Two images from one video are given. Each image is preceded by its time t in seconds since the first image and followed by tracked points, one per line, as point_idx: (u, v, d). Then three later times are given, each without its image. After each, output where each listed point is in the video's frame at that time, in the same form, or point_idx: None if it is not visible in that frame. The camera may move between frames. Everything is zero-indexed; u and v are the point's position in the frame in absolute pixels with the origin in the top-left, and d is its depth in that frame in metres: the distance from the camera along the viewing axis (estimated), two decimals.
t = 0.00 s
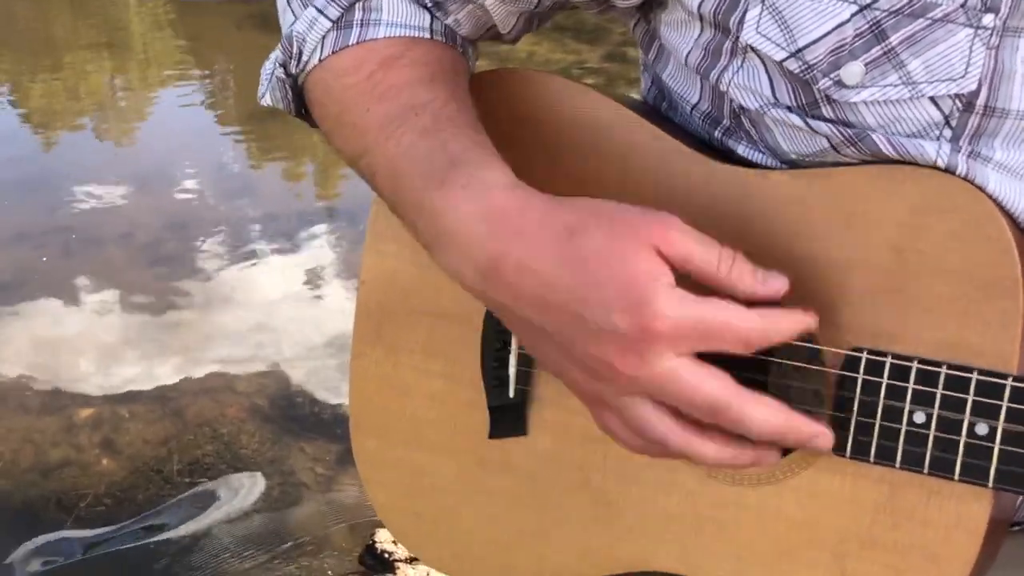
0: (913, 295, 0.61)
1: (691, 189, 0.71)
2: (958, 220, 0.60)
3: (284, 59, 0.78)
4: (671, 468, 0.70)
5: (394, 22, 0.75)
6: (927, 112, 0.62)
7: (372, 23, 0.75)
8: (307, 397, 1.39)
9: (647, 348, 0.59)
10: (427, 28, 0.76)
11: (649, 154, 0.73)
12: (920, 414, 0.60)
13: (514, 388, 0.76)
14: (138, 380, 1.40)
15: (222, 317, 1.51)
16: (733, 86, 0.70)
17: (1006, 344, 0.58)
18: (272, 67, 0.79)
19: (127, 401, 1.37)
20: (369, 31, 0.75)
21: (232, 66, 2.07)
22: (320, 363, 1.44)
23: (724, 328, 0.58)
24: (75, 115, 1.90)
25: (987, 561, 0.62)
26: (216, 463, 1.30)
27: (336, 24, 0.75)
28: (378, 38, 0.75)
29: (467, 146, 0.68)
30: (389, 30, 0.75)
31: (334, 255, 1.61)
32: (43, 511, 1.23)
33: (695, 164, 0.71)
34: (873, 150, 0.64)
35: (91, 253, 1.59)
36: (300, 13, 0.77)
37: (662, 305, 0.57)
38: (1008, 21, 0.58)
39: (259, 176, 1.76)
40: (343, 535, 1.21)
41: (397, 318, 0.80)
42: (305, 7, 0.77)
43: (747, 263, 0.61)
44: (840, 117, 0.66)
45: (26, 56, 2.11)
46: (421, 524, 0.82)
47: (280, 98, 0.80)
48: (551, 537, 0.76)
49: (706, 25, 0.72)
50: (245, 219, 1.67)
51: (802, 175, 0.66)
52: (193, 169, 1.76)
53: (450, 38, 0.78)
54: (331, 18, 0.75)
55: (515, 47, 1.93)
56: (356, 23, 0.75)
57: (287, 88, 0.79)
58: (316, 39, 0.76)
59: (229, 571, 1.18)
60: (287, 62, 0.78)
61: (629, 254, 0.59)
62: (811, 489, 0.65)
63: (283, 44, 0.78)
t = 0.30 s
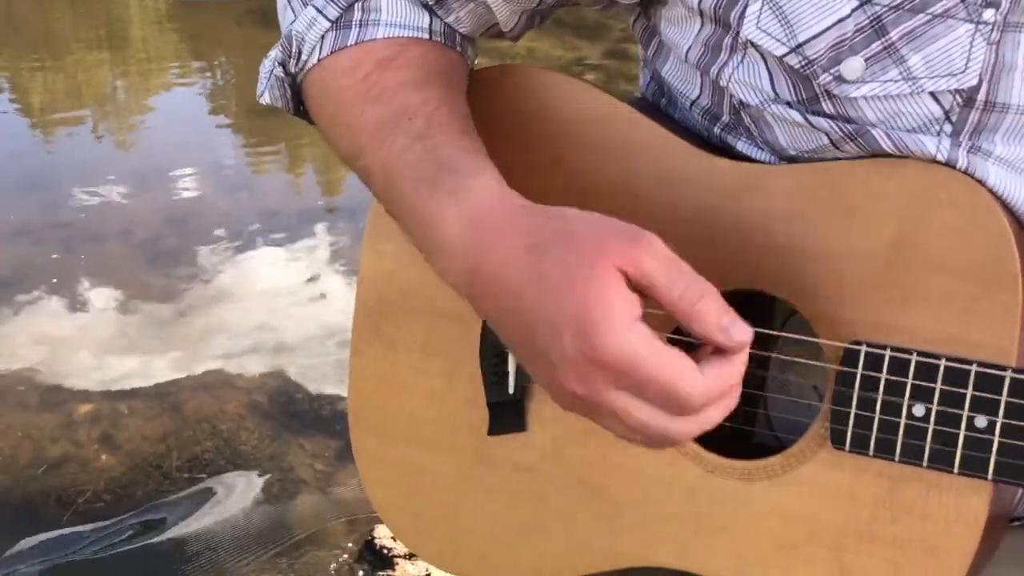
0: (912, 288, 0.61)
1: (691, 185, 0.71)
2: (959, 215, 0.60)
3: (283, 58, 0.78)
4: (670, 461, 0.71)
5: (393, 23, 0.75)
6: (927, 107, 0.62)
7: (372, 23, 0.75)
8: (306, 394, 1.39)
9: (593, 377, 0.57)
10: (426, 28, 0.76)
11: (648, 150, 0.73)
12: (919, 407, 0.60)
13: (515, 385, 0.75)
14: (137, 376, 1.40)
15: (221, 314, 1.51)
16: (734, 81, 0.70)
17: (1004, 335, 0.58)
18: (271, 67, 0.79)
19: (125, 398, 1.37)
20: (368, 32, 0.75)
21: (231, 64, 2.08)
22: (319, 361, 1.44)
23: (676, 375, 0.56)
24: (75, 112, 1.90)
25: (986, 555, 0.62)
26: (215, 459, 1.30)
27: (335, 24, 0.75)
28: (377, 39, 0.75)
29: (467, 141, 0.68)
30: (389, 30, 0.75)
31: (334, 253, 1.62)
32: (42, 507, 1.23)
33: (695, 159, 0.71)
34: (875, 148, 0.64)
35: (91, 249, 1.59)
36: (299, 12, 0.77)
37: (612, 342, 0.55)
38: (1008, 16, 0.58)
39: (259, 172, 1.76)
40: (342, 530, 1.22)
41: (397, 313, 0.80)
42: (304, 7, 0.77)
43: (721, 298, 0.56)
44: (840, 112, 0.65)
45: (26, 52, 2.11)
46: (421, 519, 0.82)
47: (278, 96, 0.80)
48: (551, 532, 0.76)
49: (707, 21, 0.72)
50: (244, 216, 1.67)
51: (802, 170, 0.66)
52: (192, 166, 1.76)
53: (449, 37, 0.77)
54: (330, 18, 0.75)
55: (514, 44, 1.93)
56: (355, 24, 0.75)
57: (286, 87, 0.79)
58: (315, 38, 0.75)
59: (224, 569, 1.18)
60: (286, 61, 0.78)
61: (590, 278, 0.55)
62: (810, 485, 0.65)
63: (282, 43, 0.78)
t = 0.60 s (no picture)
0: (909, 278, 0.61)
1: (691, 177, 0.71)
2: (955, 205, 0.60)
3: (283, 64, 0.77)
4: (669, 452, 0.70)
5: (395, 32, 0.74)
6: (927, 98, 0.61)
7: (373, 34, 0.74)
8: (306, 389, 1.39)
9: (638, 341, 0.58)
10: (427, 36, 0.75)
11: (648, 143, 0.73)
12: (915, 397, 0.60)
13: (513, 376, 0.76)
14: (136, 371, 1.40)
15: (220, 309, 1.51)
16: (733, 74, 0.70)
17: (1000, 325, 0.58)
18: (270, 72, 0.78)
19: (125, 393, 1.37)
20: (369, 43, 0.74)
21: (232, 60, 2.08)
22: (318, 357, 1.44)
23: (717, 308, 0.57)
24: (75, 107, 1.90)
25: (985, 547, 0.62)
26: (214, 454, 1.30)
27: (336, 35, 0.74)
28: (378, 50, 0.74)
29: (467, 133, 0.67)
30: (390, 41, 0.74)
31: (333, 248, 1.62)
32: (41, 502, 1.22)
33: (696, 152, 0.71)
34: (872, 141, 0.63)
35: (91, 244, 1.59)
36: (300, 18, 0.76)
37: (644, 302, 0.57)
38: (1010, 9, 0.58)
39: (259, 170, 1.76)
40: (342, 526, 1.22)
41: (397, 306, 0.80)
42: (305, 13, 0.75)
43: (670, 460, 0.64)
44: (839, 104, 0.65)
45: (26, 47, 2.10)
46: (419, 513, 0.82)
47: (277, 100, 0.80)
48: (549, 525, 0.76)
49: (708, 12, 0.71)
50: (244, 212, 1.67)
51: (797, 164, 0.67)
52: (191, 161, 1.76)
53: (451, 42, 0.77)
54: (331, 29, 0.74)
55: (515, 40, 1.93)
56: (356, 35, 0.74)
57: (284, 92, 0.79)
58: (316, 48, 0.75)
59: (223, 562, 1.18)
60: (286, 67, 0.77)
61: (596, 360, 0.60)
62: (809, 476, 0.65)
63: (281, 49, 0.76)
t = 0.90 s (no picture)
0: (910, 278, 0.61)
1: (693, 177, 0.71)
2: (958, 205, 0.60)
3: (283, 64, 0.77)
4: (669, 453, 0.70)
5: (395, 32, 0.74)
6: (927, 103, 0.62)
7: (372, 34, 0.74)
8: (306, 387, 1.40)
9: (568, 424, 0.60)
10: (426, 36, 0.75)
11: (649, 143, 0.73)
12: (917, 397, 0.60)
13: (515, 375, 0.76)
14: (136, 368, 1.40)
15: (218, 306, 1.50)
16: (733, 76, 0.70)
17: (1001, 325, 0.58)
18: (271, 72, 0.77)
19: (125, 390, 1.37)
20: (369, 43, 0.74)
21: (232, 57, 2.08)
22: (317, 355, 1.44)
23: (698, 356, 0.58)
24: (75, 105, 1.90)
25: (986, 547, 0.63)
26: (215, 451, 1.30)
27: (335, 35, 0.74)
28: (378, 50, 0.74)
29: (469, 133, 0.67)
30: (389, 41, 0.74)
31: (332, 245, 1.62)
32: (41, 499, 1.22)
33: (697, 153, 0.71)
34: (871, 144, 0.64)
35: (91, 241, 1.59)
36: (299, 18, 0.75)
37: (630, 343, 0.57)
38: (1011, 15, 0.59)
39: (258, 168, 1.77)
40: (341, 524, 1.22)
41: (398, 306, 0.80)
42: (304, 13, 0.75)
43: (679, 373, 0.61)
44: (840, 107, 0.65)
45: (24, 44, 2.10)
46: (421, 512, 0.82)
47: (278, 101, 0.79)
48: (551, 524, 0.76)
49: (709, 15, 0.72)
50: (243, 210, 1.67)
51: (803, 164, 0.67)
52: (190, 159, 1.77)
53: (450, 43, 0.77)
54: (331, 28, 0.74)
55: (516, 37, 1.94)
56: (355, 34, 0.74)
57: (286, 92, 0.79)
58: (316, 48, 0.74)
59: (223, 557, 1.17)
60: (286, 67, 0.77)
61: (580, 342, 0.60)
62: (810, 476, 0.65)
63: (281, 49, 0.76)
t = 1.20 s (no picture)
0: (911, 278, 0.61)
1: (692, 177, 0.71)
2: (957, 205, 0.60)
3: (283, 70, 0.76)
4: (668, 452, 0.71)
5: (395, 36, 0.74)
6: (927, 101, 0.62)
7: (373, 39, 0.74)
8: (306, 383, 1.40)
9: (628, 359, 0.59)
10: (427, 38, 0.75)
11: (648, 143, 0.73)
12: (917, 397, 0.61)
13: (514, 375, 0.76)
14: (136, 366, 1.40)
15: (217, 305, 1.50)
16: (733, 76, 0.70)
17: (1001, 325, 0.58)
18: (270, 79, 0.77)
19: (126, 387, 1.37)
20: (369, 48, 0.73)
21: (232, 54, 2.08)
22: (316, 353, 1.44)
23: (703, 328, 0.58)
24: (75, 101, 1.90)
25: (985, 546, 0.63)
26: (216, 448, 1.31)
27: (336, 41, 0.74)
28: (378, 55, 0.74)
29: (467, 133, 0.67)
30: (389, 45, 0.74)
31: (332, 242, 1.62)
32: (42, 495, 1.23)
33: (696, 153, 0.71)
34: (871, 143, 0.63)
35: (91, 237, 1.59)
36: (299, 24, 0.76)
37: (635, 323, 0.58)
38: (1011, 12, 0.59)
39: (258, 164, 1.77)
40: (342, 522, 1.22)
41: (397, 305, 0.80)
42: (304, 19, 0.75)
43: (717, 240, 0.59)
44: (840, 106, 0.65)
45: (25, 40, 2.10)
46: (421, 511, 0.82)
47: (278, 108, 0.79)
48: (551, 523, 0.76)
49: (708, 13, 0.72)
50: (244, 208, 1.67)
51: (798, 163, 0.67)
52: (189, 155, 1.76)
53: (452, 43, 0.76)
54: (331, 34, 0.74)
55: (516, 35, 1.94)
56: (356, 40, 0.74)
57: (285, 98, 0.78)
58: (316, 54, 0.74)
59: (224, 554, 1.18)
60: (286, 73, 0.76)
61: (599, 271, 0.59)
62: (809, 476, 0.65)
63: (281, 54, 0.76)
